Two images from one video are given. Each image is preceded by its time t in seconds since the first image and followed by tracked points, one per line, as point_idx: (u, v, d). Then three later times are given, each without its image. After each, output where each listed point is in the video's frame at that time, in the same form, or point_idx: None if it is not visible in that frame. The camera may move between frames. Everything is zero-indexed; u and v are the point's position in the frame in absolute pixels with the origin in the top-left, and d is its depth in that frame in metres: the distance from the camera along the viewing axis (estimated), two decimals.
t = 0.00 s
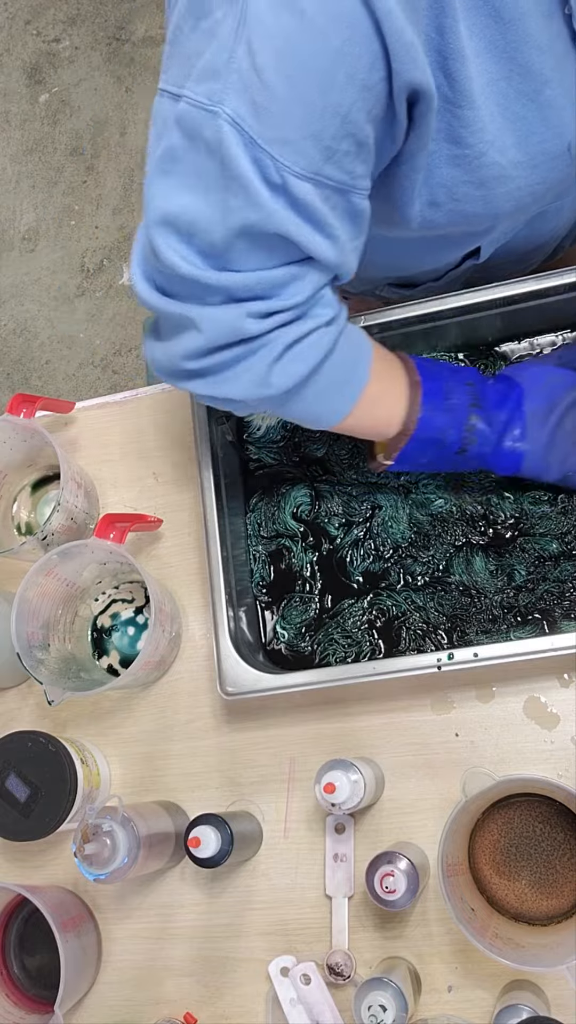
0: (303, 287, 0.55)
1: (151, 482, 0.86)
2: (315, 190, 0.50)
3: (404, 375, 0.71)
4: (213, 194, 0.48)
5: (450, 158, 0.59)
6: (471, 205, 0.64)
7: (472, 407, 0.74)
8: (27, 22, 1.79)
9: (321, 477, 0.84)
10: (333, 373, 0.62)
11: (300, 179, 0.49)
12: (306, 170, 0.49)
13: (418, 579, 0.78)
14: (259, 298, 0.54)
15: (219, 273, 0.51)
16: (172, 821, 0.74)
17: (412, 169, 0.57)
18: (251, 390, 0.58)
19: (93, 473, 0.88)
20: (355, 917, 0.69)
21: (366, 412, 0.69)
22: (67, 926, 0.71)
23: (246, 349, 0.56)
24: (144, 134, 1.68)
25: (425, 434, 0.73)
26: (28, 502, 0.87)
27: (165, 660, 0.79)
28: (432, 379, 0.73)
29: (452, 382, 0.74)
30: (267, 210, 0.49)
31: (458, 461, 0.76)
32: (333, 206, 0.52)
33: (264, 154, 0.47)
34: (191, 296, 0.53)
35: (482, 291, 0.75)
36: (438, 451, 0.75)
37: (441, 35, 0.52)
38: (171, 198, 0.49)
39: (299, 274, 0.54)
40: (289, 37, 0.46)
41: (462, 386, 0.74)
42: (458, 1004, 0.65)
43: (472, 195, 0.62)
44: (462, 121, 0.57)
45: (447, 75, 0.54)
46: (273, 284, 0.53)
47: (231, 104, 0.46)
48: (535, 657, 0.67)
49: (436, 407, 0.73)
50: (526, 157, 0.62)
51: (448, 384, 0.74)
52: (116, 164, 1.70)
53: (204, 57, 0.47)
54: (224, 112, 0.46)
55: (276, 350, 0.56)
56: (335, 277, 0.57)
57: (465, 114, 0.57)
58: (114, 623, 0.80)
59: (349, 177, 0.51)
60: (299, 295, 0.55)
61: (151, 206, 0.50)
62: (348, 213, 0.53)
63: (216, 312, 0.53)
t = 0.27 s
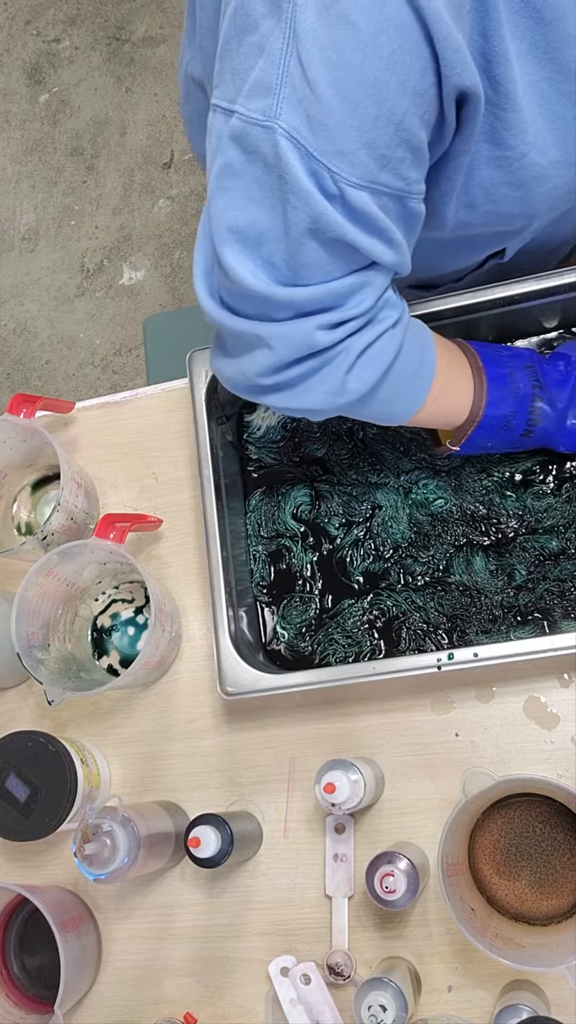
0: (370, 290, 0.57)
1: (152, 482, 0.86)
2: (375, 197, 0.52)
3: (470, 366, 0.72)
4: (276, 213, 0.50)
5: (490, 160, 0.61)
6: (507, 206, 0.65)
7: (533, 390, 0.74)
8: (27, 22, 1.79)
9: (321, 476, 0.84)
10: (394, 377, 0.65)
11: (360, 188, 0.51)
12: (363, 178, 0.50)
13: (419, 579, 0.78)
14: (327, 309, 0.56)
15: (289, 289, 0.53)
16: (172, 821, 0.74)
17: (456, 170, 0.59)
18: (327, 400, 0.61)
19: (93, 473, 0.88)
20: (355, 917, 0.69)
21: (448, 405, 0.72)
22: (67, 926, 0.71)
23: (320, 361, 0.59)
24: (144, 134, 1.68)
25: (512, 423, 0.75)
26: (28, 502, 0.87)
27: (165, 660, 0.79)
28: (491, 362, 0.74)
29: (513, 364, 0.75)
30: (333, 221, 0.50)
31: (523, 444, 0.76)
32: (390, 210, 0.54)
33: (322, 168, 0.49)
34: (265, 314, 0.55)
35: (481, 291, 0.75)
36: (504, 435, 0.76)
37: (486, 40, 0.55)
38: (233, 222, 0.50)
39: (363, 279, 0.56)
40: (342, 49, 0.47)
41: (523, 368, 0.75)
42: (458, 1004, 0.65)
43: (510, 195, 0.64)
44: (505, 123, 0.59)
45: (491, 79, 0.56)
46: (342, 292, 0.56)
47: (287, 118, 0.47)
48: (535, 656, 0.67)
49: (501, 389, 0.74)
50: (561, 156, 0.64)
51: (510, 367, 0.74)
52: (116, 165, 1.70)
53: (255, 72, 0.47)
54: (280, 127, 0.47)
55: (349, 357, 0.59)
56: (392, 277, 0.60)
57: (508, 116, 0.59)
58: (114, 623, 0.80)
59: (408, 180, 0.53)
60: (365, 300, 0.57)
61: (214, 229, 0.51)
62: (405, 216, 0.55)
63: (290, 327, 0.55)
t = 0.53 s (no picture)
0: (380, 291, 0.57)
1: (152, 482, 0.86)
2: (389, 195, 0.51)
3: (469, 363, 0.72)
4: (292, 214, 0.49)
5: (503, 158, 0.61)
6: (519, 205, 0.65)
7: (534, 385, 0.74)
8: (27, 22, 1.79)
9: (321, 476, 0.84)
10: (400, 377, 0.64)
11: (375, 186, 0.50)
12: (380, 176, 0.50)
13: (419, 579, 0.78)
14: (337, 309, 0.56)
15: (300, 290, 0.53)
16: (172, 821, 0.74)
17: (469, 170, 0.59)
18: (335, 402, 0.60)
19: (93, 473, 0.88)
20: (355, 917, 0.69)
21: (454, 406, 0.71)
22: (67, 926, 0.71)
23: (328, 362, 0.58)
24: (144, 134, 1.68)
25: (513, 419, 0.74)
26: (28, 502, 0.87)
27: (165, 660, 0.79)
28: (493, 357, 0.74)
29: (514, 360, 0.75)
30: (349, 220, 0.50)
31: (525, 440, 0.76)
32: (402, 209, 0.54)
33: (339, 166, 0.48)
34: (275, 315, 0.54)
35: (482, 291, 0.75)
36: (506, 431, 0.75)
37: (504, 37, 0.54)
38: (246, 223, 0.49)
39: (374, 278, 0.56)
40: (363, 44, 0.46)
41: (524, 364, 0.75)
42: (458, 1004, 0.65)
43: (522, 194, 0.64)
44: (520, 122, 0.59)
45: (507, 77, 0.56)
46: (353, 293, 0.55)
47: (304, 117, 0.47)
48: (535, 656, 0.67)
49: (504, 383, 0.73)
50: None
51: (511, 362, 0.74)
52: (116, 164, 1.70)
53: (274, 71, 0.47)
54: (298, 126, 0.47)
55: (357, 359, 0.59)
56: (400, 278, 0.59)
57: (523, 115, 0.58)
58: (114, 623, 0.80)
59: (421, 178, 0.53)
60: (375, 300, 0.57)
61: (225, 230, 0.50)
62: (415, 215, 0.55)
63: (301, 328, 0.55)
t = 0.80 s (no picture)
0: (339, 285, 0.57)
1: (151, 482, 0.86)
2: (359, 194, 0.51)
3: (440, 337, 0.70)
4: (255, 197, 0.49)
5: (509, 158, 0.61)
6: (526, 205, 0.65)
7: (513, 364, 0.70)
8: (27, 22, 1.79)
9: (322, 476, 0.83)
10: (355, 358, 0.64)
11: (343, 180, 0.50)
12: (348, 172, 0.50)
13: (419, 579, 0.78)
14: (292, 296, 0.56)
15: (255, 270, 0.53)
16: (172, 821, 0.74)
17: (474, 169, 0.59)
18: (280, 381, 0.60)
19: (93, 473, 0.88)
20: (355, 917, 0.69)
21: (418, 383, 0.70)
22: (67, 926, 0.71)
23: (274, 343, 0.58)
24: (144, 134, 1.68)
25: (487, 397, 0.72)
26: (28, 502, 0.87)
27: (165, 660, 0.79)
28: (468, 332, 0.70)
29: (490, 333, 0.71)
30: (307, 213, 0.50)
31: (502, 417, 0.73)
32: (375, 207, 0.53)
33: (308, 154, 0.48)
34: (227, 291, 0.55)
35: (482, 291, 0.76)
36: (482, 408, 0.73)
37: (506, 38, 0.54)
38: (210, 194, 0.50)
39: (333, 269, 0.56)
40: (344, 38, 0.46)
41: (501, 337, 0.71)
42: (458, 1004, 0.65)
43: (528, 194, 0.64)
44: (526, 120, 0.59)
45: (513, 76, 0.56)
46: (310, 281, 0.55)
47: (278, 102, 0.47)
48: (535, 657, 0.67)
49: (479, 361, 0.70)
50: None
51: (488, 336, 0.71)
52: (116, 164, 1.70)
53: (257, 53, 0.48)
54: (270, 110, 0.47)
55: (305, 343, 0.59)
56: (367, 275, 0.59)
57: (529, 113, 0.58)
58: (114, 623, 0.80)
59: (395, 179, 0.52)
60: (333, 290, 0.57)
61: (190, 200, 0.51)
62: (389, 214, 0.54)
63: (249, 308, 0.55)
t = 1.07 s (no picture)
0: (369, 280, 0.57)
1: (151, 482, 0.86)
2: (386, 190, 0.51)
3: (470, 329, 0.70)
4: (284, 206, 0.50)
5: (509, 159, 0.61)
6: (527, 207, 0.65)
7: (541, 347, 0.71)
8: (27, 22, 1.79)
9: (322, 476, 0.83)
10: (391, 358, 0.65)
11: (369, 181, 0.50)
12: (374, 170, 0.50)
13: (418, 579, 0.78)
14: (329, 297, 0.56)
15: (292, 279, 0.53)
16: (172, 821, 0.74)
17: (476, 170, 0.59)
18: (323, 384, 0.61)
19: (93, 473, 0.88)
20: (355, 917, 0.69)
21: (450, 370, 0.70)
22: (67, 926, 0.71)
23: (318, 346, 0.59)
24: (144, 134, 1.68)
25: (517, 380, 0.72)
26: (28, 502, 0.87)
27: (165, 660, 0.79)
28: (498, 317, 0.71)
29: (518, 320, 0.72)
30: (340, 214, 0.50)
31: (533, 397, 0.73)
32: (398, 200, 0.53)
33: (334, 161, 0.49)
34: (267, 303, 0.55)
35: (482, 291, 0.76)
36: (515, 391, 0.73)
37: (507, 38, 0.54)
38: (240, 211, 0.50)
39: (367, 265, 0.56)
40: (359, 43, 0.46)
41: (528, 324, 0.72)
42: (458, 1004, 0.65)
43: (529, 196, 0.64)
44: (525, 122, 0.58)
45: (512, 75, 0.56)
46: (342, 283, 0.56)
47: (300, 112, 0.47)
48: (534, 656, 0.67)
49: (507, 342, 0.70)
50: None
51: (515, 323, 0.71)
52: (116, 164, 1.70)
53: (273, 65, 0.48)
54: (293, 121, 0.47)
55: (346, 344, 0.59)
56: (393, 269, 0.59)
57: (528, 115, 0.58)
58: (114, 623, 0.80)
59: (419, 170, 0.52)
60: (369, 286, 0.58)
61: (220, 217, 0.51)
62: (415, 204, 0.54)
63: (290, 316, 0.56)
